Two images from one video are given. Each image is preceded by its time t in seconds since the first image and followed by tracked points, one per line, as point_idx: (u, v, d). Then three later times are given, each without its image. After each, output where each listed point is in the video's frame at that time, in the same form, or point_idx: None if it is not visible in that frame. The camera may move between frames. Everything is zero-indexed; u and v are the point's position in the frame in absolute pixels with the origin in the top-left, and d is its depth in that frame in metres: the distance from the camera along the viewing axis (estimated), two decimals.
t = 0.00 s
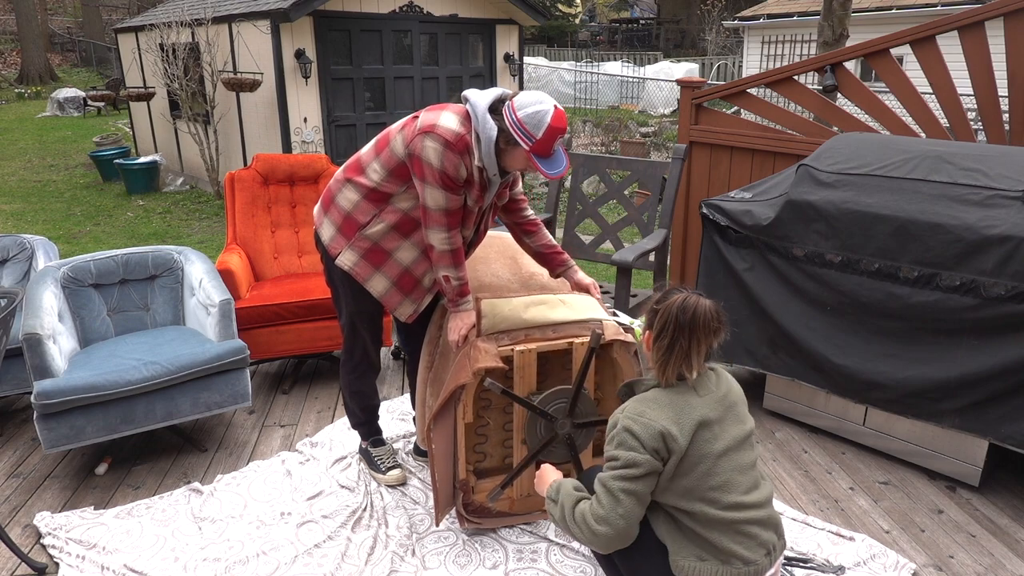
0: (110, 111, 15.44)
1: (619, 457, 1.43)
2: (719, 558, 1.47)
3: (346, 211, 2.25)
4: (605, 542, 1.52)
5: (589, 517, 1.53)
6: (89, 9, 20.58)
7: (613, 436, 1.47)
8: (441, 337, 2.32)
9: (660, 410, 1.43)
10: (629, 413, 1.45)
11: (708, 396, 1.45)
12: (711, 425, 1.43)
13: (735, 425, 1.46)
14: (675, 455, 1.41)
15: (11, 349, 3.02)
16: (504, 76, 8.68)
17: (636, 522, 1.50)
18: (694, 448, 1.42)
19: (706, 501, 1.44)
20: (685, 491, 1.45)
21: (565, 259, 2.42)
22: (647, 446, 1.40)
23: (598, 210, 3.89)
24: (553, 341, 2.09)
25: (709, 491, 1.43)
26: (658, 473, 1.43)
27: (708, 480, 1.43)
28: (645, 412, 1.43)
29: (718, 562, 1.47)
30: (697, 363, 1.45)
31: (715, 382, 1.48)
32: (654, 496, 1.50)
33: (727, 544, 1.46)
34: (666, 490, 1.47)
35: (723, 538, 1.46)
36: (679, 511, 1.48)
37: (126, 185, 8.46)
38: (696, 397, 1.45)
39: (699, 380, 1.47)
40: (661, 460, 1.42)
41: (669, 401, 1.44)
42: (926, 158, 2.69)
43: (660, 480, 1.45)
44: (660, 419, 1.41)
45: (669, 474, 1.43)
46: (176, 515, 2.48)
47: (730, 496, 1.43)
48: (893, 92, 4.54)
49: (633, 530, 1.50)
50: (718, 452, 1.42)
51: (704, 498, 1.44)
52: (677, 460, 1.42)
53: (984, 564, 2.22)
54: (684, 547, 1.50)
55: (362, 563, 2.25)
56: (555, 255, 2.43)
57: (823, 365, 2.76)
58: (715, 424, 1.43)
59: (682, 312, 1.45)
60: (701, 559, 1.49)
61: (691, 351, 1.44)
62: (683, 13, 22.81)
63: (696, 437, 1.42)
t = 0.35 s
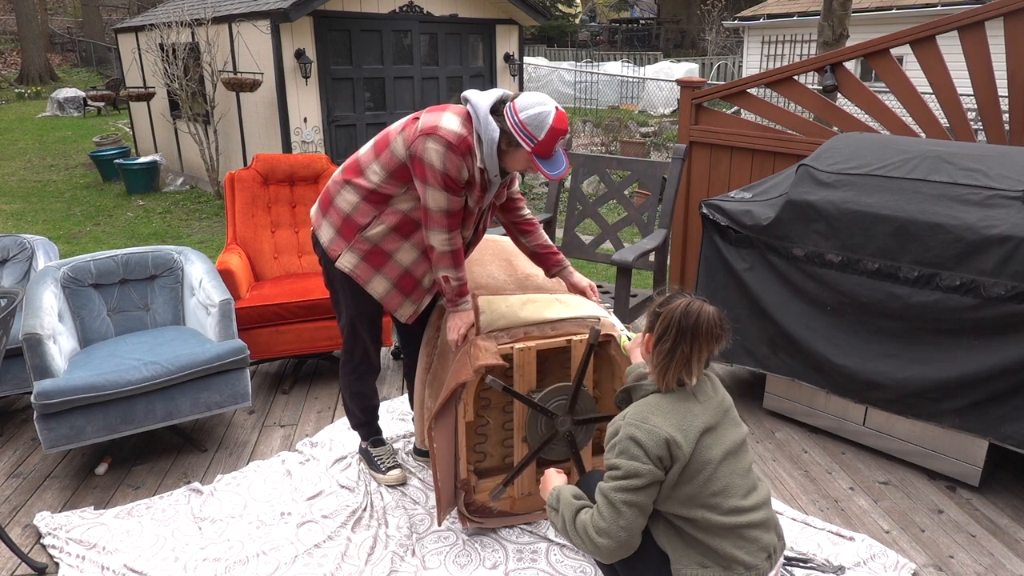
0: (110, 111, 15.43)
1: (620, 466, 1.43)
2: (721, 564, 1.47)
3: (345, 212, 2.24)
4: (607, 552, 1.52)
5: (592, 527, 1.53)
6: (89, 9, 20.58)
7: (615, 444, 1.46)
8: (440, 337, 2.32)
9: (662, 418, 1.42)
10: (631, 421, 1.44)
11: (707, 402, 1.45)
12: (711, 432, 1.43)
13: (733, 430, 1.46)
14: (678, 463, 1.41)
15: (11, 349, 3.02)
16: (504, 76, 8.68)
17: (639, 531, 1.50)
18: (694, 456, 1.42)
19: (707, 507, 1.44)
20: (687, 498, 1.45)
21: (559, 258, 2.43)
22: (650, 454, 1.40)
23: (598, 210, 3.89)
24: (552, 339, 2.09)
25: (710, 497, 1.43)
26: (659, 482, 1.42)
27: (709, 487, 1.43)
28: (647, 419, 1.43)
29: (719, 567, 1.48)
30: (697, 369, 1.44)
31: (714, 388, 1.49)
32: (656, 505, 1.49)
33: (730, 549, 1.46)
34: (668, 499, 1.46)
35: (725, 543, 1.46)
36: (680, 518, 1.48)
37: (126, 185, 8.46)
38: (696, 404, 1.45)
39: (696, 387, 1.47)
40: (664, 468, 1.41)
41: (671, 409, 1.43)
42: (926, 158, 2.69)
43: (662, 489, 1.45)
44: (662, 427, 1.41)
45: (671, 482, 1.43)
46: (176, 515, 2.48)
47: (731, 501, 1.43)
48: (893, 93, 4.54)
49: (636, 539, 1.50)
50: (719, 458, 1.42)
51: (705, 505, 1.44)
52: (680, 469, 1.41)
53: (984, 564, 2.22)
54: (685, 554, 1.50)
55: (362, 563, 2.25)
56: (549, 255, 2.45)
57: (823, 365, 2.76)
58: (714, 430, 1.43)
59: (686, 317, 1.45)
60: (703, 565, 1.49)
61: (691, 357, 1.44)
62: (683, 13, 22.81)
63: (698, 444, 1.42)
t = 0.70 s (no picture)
0: (111, 111, 15.43)
1: (620, 468, 1.42)
2: (720, 562, 1.48)
3: (344, 213, 2.24)
4: (607, 552, 1.52)
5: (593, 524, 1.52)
6: (89, 9, 20.58)
7: (615, 445, 1.46)
8: (439, 338, 2.32)
9: (662, 421, 1.42)
10: (632, 423, 1.44)
11: (707, 402, 1.45)
12: (712, 434, 1.43)
13: (734, 430, 1.46)
14: (678, 464, 1.40)
15: (11, 349, 3.02)
16: (504, 76, 8.68)
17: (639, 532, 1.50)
18: (694, 458, 1.42)
19: (707, 507, 1.45)
20: (687, 499, 1.45)
21: (558, 258, 2.42)
22: (651, 457, 1.40)
23: (598, 210, 3.89)
24: (553, 341, 2.09)
25: (710, 498, 1.44)
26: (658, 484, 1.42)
27: (709, 487, 1.43)
28: (647, 420, 1.42)
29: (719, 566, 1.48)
30: (697, 366, 1.45)
31: (712, 386, 1.48)
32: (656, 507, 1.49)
33: (729, 549, 1.46)
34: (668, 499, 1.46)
35: (724, 543, 1.46)
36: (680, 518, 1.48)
37: (126, 185, 8.46)
38: (696, 404, 1.44)
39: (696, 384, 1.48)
40: (663, 470, 1.41)
41: (671, 411, 1.43)
42: (926, 158, 2.69)
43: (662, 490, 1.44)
44: (663, 429, 1.41)
45: (670, 485, 1.43)
46: (176, 515, 2.48)
47: (730, 501, 1.44)
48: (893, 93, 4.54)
49: (636, 539, 1.50)
50: (719, 459, 1.42)
51: (705, 505, 1.44)
52: (680, 471, 1.41)
53: (984, 564, 2.22)
54: (684, 552, 1.51)
55: (362, 563, 2.25)
56: (549, 254, 2.43)
57: (823, 365, 2.76)
58: (714, 432, 1.43)
59: (683, 317, 1.44)
60: (703, 566, 1.49)
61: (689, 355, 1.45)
62: (683, 13, 22.81)
63: (698, 446, 1.42)
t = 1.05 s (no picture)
0: (111, 111, 15.43)
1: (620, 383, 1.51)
2: (719, 553, 1.48)
3: (343, 213, 2.24)
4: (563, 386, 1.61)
5: (575, 385, 1.58)
6: (89, 9, 20.58)
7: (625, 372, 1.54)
8: (440, 338, 2.33)
9: (681, 388, 1.47)
10: (654, 377, 1.49)
11: (728, 391, 1.49)
12: (730, 421, 1.46)
13: (752, 427, 1.50)
14: (681, 425, 1.46)
15: (11, 349, 3.02)
16: (504, 76, 8.68)
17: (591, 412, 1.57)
18: (704, 437, 1.45)
19: (711, 492, 1.46)
20: (690, 478, 1.47)
21: (559, 258, 2.41)
22: (653, 402, 1.47)
23: (598, 210, 3.89)
24: (552, 343, 2.09)
25: (716, 485, 1.45)
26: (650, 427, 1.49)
27: (717, 472, 1.45)
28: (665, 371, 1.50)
29: (717, 558, 1.48)
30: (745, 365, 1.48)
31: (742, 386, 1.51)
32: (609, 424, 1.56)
33: (728, 541, 1.47)
34: (671, 471, 1.48)
35: (724, 535, 1.47)
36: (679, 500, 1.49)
37: (126, 185, 8.46)
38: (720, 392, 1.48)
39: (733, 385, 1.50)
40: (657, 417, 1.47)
41: (692, 383, 1.48)
42: (926, 158, 2.68)
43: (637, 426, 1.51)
44: (679, 398, 1.46)
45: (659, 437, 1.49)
46: (176, 515, 2.48)
47: (735, 491, 1.45)
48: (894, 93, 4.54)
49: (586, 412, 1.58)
50: (731, 447, 1.45)
51: (709, 489, 1.45)
52: (687, 438, 1.45)
53: (984, 564, 2.22)
54: (681, 542, 1.51)
55: (362, 563, 2.25)
56: (549, 254, 2.43)
57: (823, 365, 2.76)
58: (733, 421, 1.47)
59: (747, 316, 1.48)
60: (700, 558, 1.49)
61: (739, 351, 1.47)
62: (683, 13, 22.81)
63: (711, 426, 1.45)
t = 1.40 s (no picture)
0: (110, 111, 15.43)
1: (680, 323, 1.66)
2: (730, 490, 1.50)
3: (341, 213, 2.24)
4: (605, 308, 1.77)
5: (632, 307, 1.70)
6: (89, 9, 20.58)
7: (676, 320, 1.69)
8: (439, 338, 2.32)
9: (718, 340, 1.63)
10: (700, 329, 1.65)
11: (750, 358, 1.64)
12: (755, 378, 1.59)
13: (771, 398, 1.62)
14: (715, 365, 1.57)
15: (12, 349, 3.02)
16: (504, 76, 8.68)
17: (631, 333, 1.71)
18: (728, 380, 1.56)
19: (728, 427, 1.53)
20: (712, 408, 1.55)
21: (553, 267, 2.39)
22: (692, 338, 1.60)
23: (598, 210, 3.89)
24: (553, 343, 2.10)
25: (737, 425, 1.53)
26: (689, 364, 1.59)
27: (740, 414, 1.54)
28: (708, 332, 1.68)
29: (728, 494, 1.49)
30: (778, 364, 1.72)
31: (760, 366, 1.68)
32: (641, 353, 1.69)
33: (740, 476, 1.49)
34: (695, 404, 1.56)
35: (736, 470, 1.50)
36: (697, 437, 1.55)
37: (126, 185, 8.46)
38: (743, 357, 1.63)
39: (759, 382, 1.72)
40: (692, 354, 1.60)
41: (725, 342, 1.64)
42: (926, 158, 2.68)
43: (670, 361, 1.62)
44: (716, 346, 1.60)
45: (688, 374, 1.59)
46: (176, 515, 2.48)
47: (749, 432, 1.52)
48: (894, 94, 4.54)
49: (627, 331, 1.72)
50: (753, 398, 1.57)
51: (728, 422, 1.53)
52: (717, 374, 1.56)
53: (984, 564, 2.22)
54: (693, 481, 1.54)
55: (362, 563, 2.25)
56: (543, 263, 2.40)
57: (823, 365, 2.76)
58: (757, 381, 1.59)
59: (780, 325, 1.69)
60: (712, 489, 1.51)
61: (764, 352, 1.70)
62: (683, 13, 22.82)
63: (738, 373, 1.57)
